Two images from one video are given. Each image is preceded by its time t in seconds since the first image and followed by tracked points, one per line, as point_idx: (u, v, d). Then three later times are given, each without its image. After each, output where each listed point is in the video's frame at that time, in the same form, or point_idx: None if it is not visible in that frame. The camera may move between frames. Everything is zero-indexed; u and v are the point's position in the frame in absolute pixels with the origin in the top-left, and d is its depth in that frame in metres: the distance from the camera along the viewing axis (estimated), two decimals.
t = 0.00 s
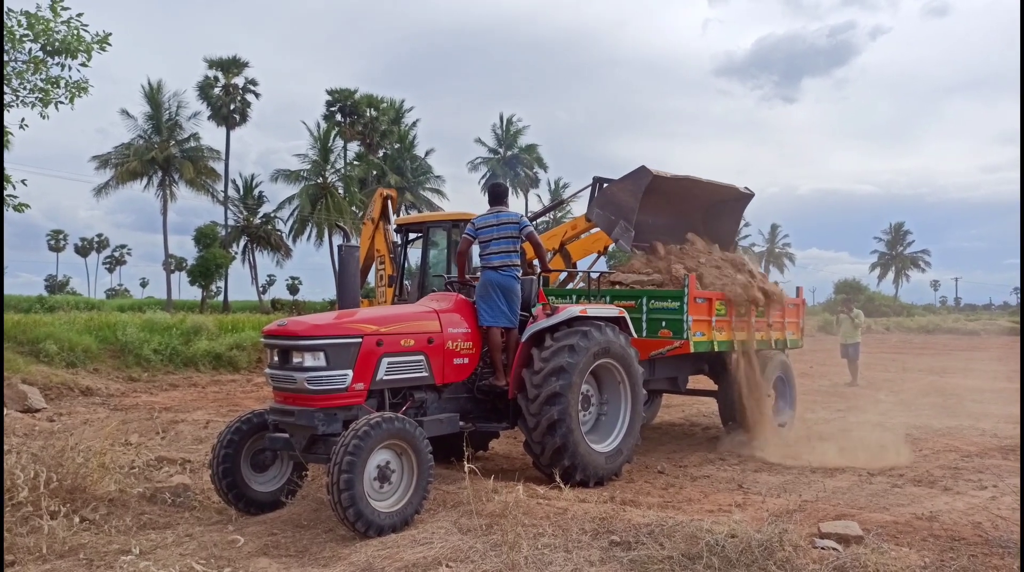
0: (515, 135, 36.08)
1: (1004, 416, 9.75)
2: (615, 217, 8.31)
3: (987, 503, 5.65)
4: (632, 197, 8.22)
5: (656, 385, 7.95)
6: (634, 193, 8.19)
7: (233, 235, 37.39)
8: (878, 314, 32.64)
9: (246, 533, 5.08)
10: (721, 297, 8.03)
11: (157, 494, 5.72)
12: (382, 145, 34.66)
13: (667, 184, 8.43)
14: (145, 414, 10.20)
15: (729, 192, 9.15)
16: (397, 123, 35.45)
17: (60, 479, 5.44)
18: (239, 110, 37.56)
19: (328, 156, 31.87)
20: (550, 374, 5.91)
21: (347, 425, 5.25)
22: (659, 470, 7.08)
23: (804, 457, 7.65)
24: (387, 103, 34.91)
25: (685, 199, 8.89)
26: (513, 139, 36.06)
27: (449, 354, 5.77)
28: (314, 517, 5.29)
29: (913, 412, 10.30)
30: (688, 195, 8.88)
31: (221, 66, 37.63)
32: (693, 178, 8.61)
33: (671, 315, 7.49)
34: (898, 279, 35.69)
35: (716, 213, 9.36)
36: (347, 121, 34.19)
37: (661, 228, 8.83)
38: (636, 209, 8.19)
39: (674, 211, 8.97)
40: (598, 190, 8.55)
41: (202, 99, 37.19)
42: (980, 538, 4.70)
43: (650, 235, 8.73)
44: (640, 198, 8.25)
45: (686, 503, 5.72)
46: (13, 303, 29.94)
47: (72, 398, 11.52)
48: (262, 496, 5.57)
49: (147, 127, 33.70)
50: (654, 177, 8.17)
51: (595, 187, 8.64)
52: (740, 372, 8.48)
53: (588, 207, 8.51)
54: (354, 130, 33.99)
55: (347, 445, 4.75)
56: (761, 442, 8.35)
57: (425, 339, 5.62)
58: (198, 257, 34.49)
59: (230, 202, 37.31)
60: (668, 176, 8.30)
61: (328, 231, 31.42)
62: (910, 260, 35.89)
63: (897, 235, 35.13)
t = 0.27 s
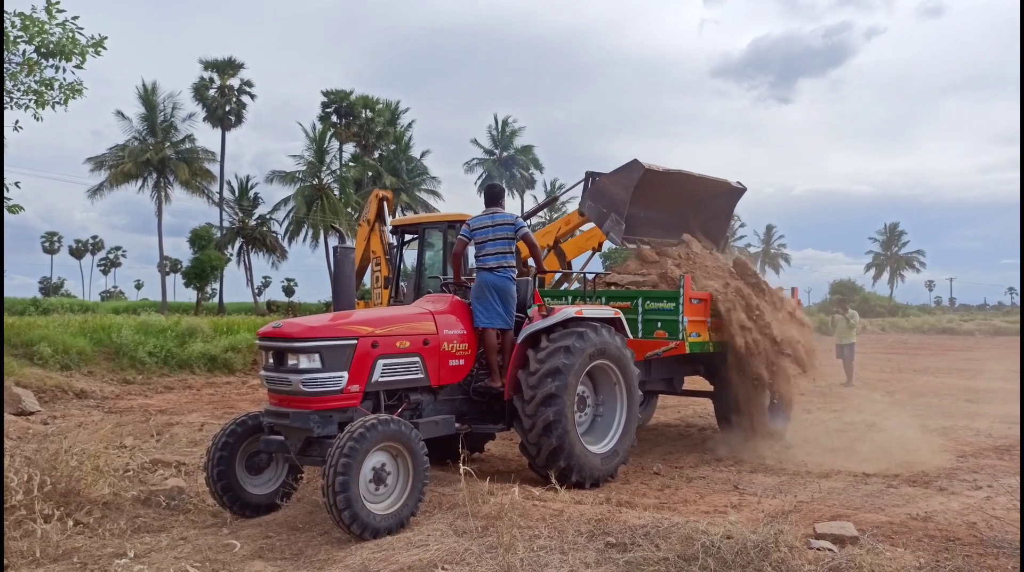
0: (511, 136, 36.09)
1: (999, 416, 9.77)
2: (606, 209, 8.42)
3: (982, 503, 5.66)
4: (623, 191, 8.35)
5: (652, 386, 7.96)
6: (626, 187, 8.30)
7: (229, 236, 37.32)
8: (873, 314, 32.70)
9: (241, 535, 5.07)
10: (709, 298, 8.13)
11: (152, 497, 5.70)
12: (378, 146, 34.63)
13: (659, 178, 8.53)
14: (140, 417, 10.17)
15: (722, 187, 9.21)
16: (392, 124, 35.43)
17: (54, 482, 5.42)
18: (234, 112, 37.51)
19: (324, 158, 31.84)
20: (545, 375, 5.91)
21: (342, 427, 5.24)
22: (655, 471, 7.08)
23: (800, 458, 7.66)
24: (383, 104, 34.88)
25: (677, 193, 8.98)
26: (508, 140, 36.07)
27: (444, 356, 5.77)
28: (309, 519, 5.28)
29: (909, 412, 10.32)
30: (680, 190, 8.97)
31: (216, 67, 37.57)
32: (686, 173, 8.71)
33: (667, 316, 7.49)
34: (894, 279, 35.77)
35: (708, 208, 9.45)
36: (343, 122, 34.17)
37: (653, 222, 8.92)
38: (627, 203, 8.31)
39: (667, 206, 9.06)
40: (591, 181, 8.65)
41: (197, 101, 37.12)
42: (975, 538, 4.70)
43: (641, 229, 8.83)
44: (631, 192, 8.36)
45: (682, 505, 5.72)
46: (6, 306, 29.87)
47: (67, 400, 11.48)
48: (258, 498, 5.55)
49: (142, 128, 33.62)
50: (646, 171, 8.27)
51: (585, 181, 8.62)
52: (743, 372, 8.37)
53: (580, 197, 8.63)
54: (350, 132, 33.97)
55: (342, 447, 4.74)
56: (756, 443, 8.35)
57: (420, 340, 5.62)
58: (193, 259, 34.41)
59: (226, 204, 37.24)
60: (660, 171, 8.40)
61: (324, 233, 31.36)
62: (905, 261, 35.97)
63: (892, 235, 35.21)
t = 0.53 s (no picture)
0: (506, 137, 36.09)
1: (994, 416, 9.80)
2: (595, 203, 8.38)
3: (977, 503, 5.68)
4: (612, 184, 8.31)
5: (648, 388, 7.95)
6: (615, 180, 8.26)
7: (224, 238, 37.25)
8: (869, 315, 32.75)
9: (236, 538, 5.05)
10: (704, 300, 8.11)
11: (147, 500, 5.68)
12: (374, 147, 34.62)
13: (649, 172, 8.50)
14: (134, 419, 10.14)
15: (711, 182, 9.22)
16: (388, 126, 35.41)
17: (48, 485, 5.39)
18: (230, 114, 37.45)
19: (319, 160, 31.82)
20: (541, 377, 5.91)
21: (338, 429, 5.24)
22: (651, 472, 7.08)
23: (795, 459, 7.67)
24: (379, 105, 34.87)
25: (667, 188, 8.96)
26: (504, 142, 36.08)
27: (440, 358, 5.76)
28: (305, 522, 5.27)
29: (904, 413, 10.34)
30: (670, 185, 8.95)
31: (211, 69, 37.51)
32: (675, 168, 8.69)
33: (662, 317, 7.49)
34: (889, 280, 35.87)
35: (697, 203, 9.45)
36: (338, 124, 34.15)
37: (642, 217, 8.90)
38: (616, 197, 8.27)
39: (656, 200, 9.04)
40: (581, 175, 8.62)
41: (192, 103, 37.06)
42: (970, 538, 4.71)
43: (630, 223, 8.80)
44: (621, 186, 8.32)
45: (678, 506, 5.73)
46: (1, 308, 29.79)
47: (61, 403, 11.44)
48: (253, 501, 5.54)
49: (137, 130, 33.55)
50: (636, 166, 8.25)
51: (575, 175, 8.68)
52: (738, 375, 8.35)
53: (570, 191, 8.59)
54: (345, 133, 33.94)
55: (338, 449, 4.73)
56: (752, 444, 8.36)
57: (416, 342, 5.61)
58: (188, 260, 34.33)
59: (221, 206, 37.18)
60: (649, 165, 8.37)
61: (319, 235, 31.32)
62: (899, 262, 36.05)
63: (887, 236, 35.28)
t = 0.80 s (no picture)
0: (505, 136, 36.08)
1: (992, 415, 9.80)
2: (588, 194, 8.33)
3: (975, 502, 5.68)
4: (605, 176, 8.25)
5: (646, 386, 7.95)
6: (609, 173, 8.20)
7: (222, 237, 37.22)
8: (867, 314, 32.77)
9: (234, 537, 5.05)
10: (704, 299, 8.11)
11: (145, 499, 5.68)
12: (372, 146, 34.60)
13: (643, 166, 8.43)
14: (133, 418, 10.13)
15: (706, 177, 9.15)
16: (387, 125, 35.39)
17: (46, 484, 5.39)
18: (228, 112, 37.41)
19: (318, 158, 31.80)
20: (540, 375, 5.91)
21: (336, 428, 5.24)
22: (649, 471, 7.09)
23: (794, 457, 7.67)
24: (377, 104, 34.85)
25: (662, 181, 8.89)
26: (503, 141, 36.07)
27: (439, 356, 5.76)
28: (303, 520, 5.27)
29: (902, 411, 10.34)
30: (664, 178, 8.88)
31: (210, 68, 37.48)
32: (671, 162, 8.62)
33: (661, 316, 7.49)
34: (888, 279, 35.88)
35: (692, 197, 9.39)
36: (337, 123, 34.14)
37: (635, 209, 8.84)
38: (608, 189, 8.23)
39: (650, 193, 8.97)
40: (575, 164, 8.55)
41: (190, 101, 37.03)
42: (968, 536, 4.72)
43: (623, 215, 8.75)
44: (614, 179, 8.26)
45: (676, 504, 5.73)
46: None
47: (59, 402, 11.43)
48: (252, 499, 5.54)
49: (135, 129, 33.51)
50: (630, 159, 8.18)
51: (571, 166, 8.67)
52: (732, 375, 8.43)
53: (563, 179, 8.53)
54: (344, 132, 33.93)
55: (337, 447, 4.73)
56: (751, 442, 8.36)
57: (415, 341, 5.61)
58: (186, 260, 34.30)
59: (219, 205, 37.15)
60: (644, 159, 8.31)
61: (318, 234, 31.30)
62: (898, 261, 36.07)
63: (885, 235, 35.31)
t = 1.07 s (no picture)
0: (510, 135, 36.08)
1: (999, 413, 9.77)
2: (586, 184, 8.28)
3: (981, 501, 5.67)
4: (603, 168, 8.18)
5: (651, 385, 7.95)
6: (607, 163, 8.14)
7: (227, 236, 37.30)
8: (872, 313, 32.70)
9: (240, 535, 5.07)
10: (710, 298, 8.09)
11: (151, 497, 5.70)
12: (376, 145, 34.63)
13: (643, 157, 8.35)
14: (139, 417, 10.17)
15: (707, 170, 9.06)
16: (391, 123, 35.42)
17: (52, 483, 5.41)
18: (233, 112, 37.47)
19: (322, 157, 31.83)
20: (544, 374, 5.91)
21: (341, 427, 5.25)
22: (654, 470, 7.08)
23: (799, 456, 7.66)
24: (381, 103, 34.88)
25: (662, 173, 8.81)
26: (507, 139, 36.07)
27: (443, 355, 5.77)
28: (309, 519, 5.28)
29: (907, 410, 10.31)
30: (664, 170, 8.80)
31: (214, 67, 37.55)
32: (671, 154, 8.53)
33: (666, 315, 7.49)
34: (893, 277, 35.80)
35: (693, 190, 9.29)
36: (341, 122, 34.19)
37: (635, 200, 8.77)
38: (606, 180, 8.16)
39: (651, 185, 8.89)
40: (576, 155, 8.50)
41: (195, 101, 37.09)
42: (974, 536, 4.70)
43: (622, 206, 8.68)
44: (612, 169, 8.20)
45: (681, 503, 5.73)
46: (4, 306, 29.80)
47: (65, 401, 11.48)
48: (257, 498, 5.55)
49: (140, 128, 33.60)
50: (629, 151, 8.10)
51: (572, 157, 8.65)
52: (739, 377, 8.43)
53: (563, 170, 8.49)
54: (348, 131, 33.97)
55: (342, 446, 4.74)
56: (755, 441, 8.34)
57: (419, 340, 5.61)
58: (191, 259, 34.38)
59: (224, 204, 37.23)
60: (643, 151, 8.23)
61: (323, 233, 31.35)
62: (903, 259, 35.96)
63: (891, 234, 35.22)
